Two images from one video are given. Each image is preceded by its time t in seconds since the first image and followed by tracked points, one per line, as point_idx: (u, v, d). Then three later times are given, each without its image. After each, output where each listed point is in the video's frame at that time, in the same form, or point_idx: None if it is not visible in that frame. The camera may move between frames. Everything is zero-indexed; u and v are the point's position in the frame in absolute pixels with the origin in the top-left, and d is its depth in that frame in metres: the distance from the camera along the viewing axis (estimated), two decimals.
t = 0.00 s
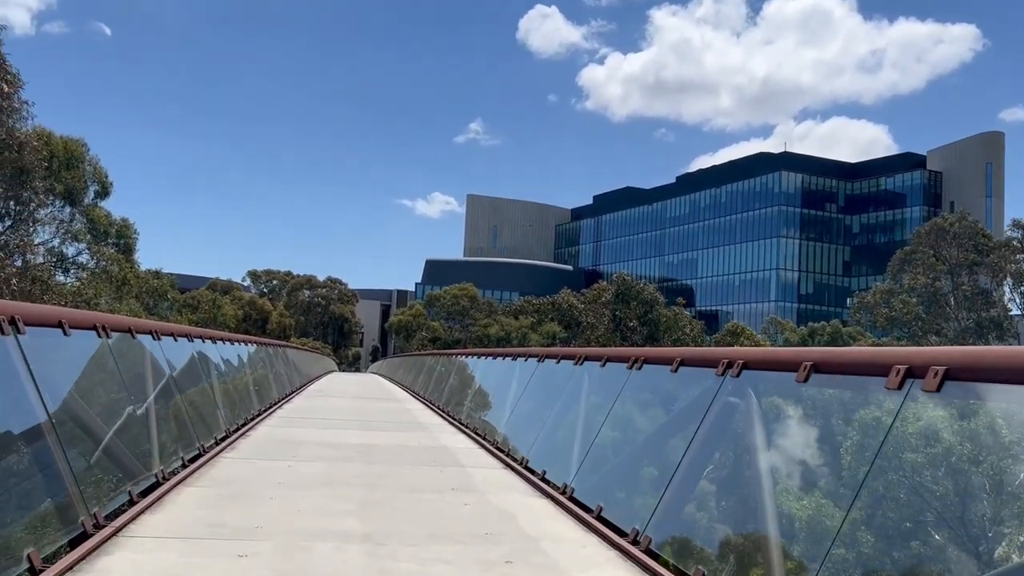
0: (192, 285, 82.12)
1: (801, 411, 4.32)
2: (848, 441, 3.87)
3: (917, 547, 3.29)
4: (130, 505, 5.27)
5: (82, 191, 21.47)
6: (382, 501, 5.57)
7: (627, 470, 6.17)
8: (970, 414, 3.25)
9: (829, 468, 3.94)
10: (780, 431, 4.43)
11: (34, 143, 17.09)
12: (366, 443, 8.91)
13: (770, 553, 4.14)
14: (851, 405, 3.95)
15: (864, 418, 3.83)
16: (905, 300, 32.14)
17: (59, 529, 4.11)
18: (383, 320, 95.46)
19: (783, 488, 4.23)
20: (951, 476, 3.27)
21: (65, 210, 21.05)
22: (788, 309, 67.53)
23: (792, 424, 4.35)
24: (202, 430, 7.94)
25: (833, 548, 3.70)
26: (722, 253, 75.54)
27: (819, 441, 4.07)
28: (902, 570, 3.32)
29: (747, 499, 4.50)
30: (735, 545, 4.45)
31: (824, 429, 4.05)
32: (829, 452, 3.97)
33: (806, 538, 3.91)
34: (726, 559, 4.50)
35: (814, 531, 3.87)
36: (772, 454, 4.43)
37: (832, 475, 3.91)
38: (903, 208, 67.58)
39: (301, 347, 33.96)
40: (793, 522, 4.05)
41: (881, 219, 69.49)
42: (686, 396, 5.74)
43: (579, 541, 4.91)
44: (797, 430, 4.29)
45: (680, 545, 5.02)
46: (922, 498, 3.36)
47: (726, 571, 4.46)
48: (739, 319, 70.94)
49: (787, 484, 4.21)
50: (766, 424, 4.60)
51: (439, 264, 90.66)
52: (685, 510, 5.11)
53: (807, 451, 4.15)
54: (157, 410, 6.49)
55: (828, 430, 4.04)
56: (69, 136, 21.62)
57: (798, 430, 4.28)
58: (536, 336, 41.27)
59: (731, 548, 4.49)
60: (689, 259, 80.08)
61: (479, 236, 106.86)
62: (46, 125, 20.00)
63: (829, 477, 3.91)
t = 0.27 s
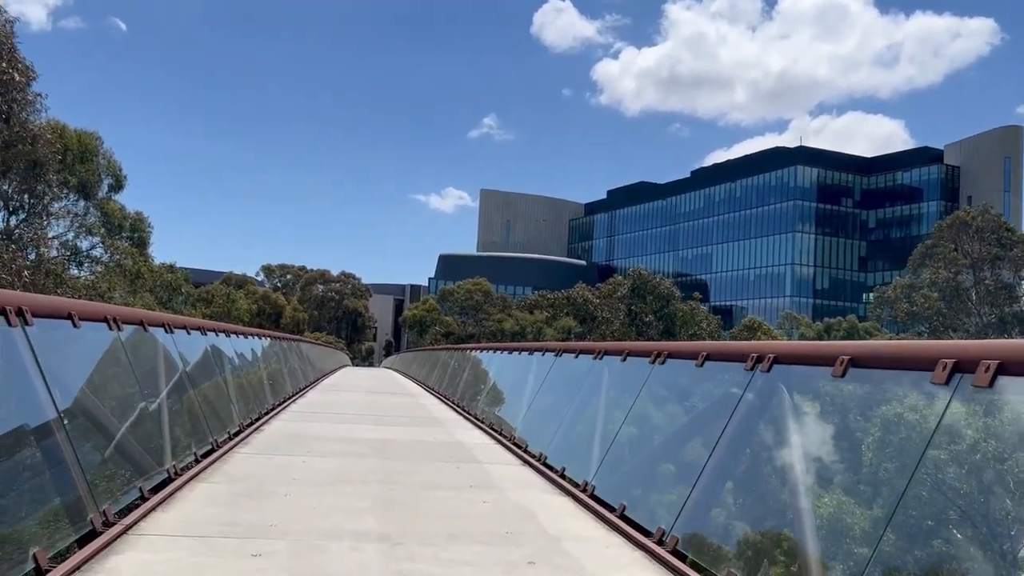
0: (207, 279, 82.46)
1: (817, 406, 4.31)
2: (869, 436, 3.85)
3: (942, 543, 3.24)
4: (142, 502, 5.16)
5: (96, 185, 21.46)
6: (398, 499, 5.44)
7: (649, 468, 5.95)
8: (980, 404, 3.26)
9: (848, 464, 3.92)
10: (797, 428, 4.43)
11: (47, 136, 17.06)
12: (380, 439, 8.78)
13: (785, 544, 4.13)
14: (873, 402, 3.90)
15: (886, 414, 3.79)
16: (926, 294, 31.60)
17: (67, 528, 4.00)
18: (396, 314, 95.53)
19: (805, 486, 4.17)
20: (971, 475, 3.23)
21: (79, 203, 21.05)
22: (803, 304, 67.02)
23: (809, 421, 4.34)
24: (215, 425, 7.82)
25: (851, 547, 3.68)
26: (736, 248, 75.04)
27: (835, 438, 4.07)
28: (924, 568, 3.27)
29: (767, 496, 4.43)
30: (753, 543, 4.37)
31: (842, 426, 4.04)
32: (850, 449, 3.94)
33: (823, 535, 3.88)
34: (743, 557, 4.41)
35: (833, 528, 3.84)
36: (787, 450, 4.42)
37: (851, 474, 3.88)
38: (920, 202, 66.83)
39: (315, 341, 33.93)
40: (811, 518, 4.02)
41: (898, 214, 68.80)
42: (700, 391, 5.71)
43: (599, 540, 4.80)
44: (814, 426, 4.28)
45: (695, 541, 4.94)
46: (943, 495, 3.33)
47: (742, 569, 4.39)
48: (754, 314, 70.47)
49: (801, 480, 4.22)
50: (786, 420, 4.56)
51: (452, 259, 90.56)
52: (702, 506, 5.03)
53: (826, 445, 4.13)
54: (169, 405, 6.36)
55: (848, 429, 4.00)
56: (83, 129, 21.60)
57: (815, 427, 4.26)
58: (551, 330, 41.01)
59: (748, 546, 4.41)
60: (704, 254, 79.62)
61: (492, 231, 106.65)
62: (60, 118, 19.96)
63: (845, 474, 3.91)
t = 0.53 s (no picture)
0: (220, 275, 82.93)
1: (834, 405, 4.25)
2: (889, 436, 3.76)
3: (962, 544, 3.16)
4: (153, 502, 5.06)
5: (109, 180, 21.47)
6: (416, 500, 5.31)
7: (671, 468, 5.78)
8: (995, 403, 3.25)
9: (864, 461, 3.87)
10: (811, 427, 4.39)
11: (60, 131, 17.09)
12: (394, 437, 8.67)
13: (799, 541, 4.08)
14: (894, 401, 3.82)
15: (908, 412, 3.71)
16: (947, 291, 31.72)
17: (75, 530, 3.91)
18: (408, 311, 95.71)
19: (823, 484, 4.10)
20: (993, 473, 3.15)
21: (92, 199, 21.08)
22: (817, 301, 66.53)
23: (824, 419, 4.28)
24: (228, 423, 7.72)
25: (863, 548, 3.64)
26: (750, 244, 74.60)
27: (851, 437, 4.02)
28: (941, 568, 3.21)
29: (782, 494, 4.36)
30: (769, 543, 4.30)
31: (857, 426, 3.99)
32: (867, 448, 3.88)
33: (840, 533, 3.82)
34: (760, 557, 4.34)
35: (849, 525, 3.78)
36: (800, 448, 4.39)
37: (866, 476, 3.81)
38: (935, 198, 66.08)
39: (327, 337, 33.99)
40: (827, 516, 3.96)
41: (913, 210, 68.10)
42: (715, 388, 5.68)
43: (622, 542, 4.66)
44: (828, 426, 4.24)
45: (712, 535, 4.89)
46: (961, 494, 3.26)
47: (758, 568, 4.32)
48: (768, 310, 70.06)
49: (815, 478, 4.17)
50: (802, 418, 4.50)
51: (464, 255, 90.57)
52: (718, 504, 4.97)
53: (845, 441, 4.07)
54: (182, 402, 6.26)
55: (866, 427, 3.94)
56: (96, 125, 21.62)
57: (830, 426, 4.21)
58: (565, 326, 40.89)
59: (765, 546, 4.33)
60: (717, 250, 79.22)
61: (505, 227, 106.54)
62: (73, 113, 19.97)
63: (858, 473, 3.87)
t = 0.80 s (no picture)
0: (231, 273, 83.17)
1: (849, 403, 4.22)
2: (907, 434, 3.69)
3: (981, 544, 3.11)
4: (160, 501, 4.94)
5: (119, 176, 21.43)
6: (429, 500, 5.17)
7: (691, 468, 5.61)
8: (1016, 399, 3.20)
9: (879, 460, 3.82)
10: (822, 423, 4.37)
11: (70, 127, 17.08)
12: (405, 434, 8.54)
13: (814, 539, 4.02)
14: (913, 403, 3.73)
15: (926, 410, 3.64)
16: (965, 288, 31.34)
17: (80, 530, 3.79)
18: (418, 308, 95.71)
19: (838, 482, 4.04)
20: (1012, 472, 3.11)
21: (102, 195, 21.05)
22: (829, 299, 66.07)
23: (837, 418, 4.27)
24: (237, 420, 7.60)
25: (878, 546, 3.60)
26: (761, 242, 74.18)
27: (865, 435, 3.97)
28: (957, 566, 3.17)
29: (797, 494, 4.32)
30: (784, 543, 4.24)
31: (872, 424, 3.94)
32: (883, 447, 3.83)
33: (855, 532, 3.77)
34: (774, 556, 4.30)
35: (866, 524, 3.73)
36: (811, 446, 4.36)
37: (883, 476, 3.74)
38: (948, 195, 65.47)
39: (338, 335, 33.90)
40: (841, 515, 3.91)
41: (925, 207, 67.53)
42: (727, 386, 5.67)
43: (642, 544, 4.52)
44: (841, 424, 4.21)
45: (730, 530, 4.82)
46: (980, 492, 3.22)
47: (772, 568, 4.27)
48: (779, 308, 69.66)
49: (827, 477, 4.13)
50: (818, 417, 4.43)
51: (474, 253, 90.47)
52: (735, 504, 4.89)
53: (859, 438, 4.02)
54: (190, 398, 6.13)
55: (883, 427, 3.87)
56: (106, 121, 21.58)
57: (844, 425, 4.18)
58: (576, 324, 40.69)
59: (780, 545, 4.27)
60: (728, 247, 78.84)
61: (515, 224, 106.39)
62: (82, 109, 19.93)
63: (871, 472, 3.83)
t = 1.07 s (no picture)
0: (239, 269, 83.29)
1: (858, 403, 4.14)
2: (924, 433, 3.59)
3: (999, 544, 3.06)
4: (160, 504, 4.79)
5: (127, 171, 21.34)
6: (439, 503, 5.03)
7: (708, 472, 5.38)
8: None
9: (893, 458, 3.74)
10: (833, 421, 4.30)
11: (76, 122, 17.00)
12: (414, 433, 8.39)
13: (825, 539, 3.94)
14: (929, 403, 3.62)
15: (943, 408, 3.54)
16: (981, 284, 30.98)
17: (74, 535, 3.65)
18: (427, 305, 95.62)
19: (852, 480, 3.96)
20: None
21: (108, 191, 20.96)
22: (840, 295, 65.61)
23: (846, 416, 4.20)
24: (243, 419, 7.46)
25: (893, 548, 3.53)
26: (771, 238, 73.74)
27: (877, 433, 3.90)
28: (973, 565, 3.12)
29: (819, 496, 4.13)
30: (796, 542, 4.16)
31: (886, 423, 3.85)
32: (898, 445, 3.74)
33: (870, 533, 3.69)
34: (786, 555, 4.20)
35: (881, 523, 3.65)
36: (820, 444, 4.31)
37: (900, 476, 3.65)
38: (959, 191, 64.89)
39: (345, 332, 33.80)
40: (854, 515, 3.83)
41: (937, 203, 66.97)
42: (737, 383, 5.57)
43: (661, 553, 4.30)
44: (850, 423, 4.15)
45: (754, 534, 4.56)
46: (1000, 492, 3.13)
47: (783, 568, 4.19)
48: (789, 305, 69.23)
49: (837, 477, 4.06)
50: (831, 416, 4.33)
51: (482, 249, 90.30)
52: (750, 504, 4.75)
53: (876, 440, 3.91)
54: (193, 396, 5.99)
55: (899, 426, 3.77)
56: (113, 116, 21.49)
57: (854, 426, 4.10)
58: (586, 321, 40.50)
59: (792, 545, 4.19)
60: (738, 243, 78.44)
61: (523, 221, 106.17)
62: (89, 104, 19.84)
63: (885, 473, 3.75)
